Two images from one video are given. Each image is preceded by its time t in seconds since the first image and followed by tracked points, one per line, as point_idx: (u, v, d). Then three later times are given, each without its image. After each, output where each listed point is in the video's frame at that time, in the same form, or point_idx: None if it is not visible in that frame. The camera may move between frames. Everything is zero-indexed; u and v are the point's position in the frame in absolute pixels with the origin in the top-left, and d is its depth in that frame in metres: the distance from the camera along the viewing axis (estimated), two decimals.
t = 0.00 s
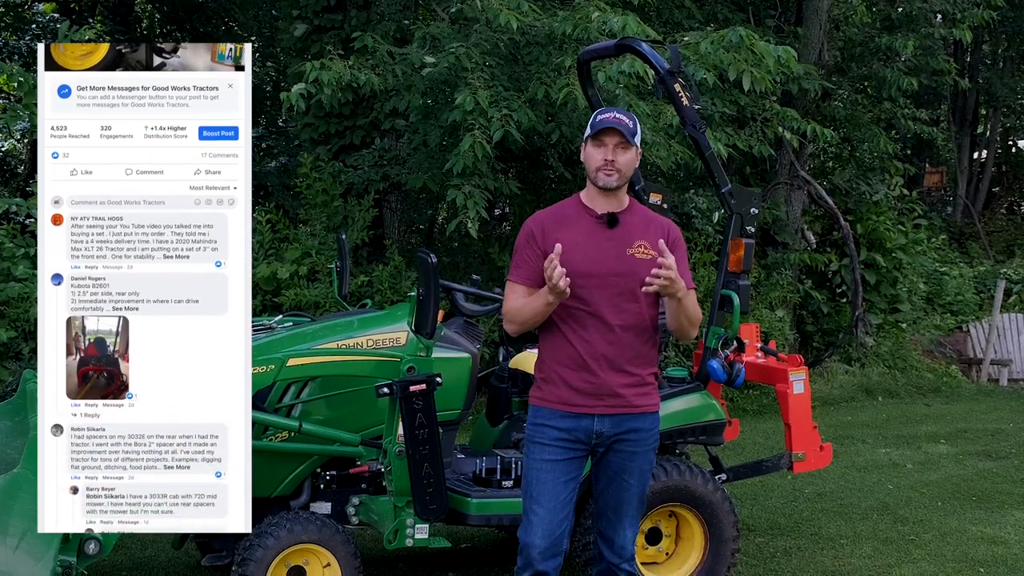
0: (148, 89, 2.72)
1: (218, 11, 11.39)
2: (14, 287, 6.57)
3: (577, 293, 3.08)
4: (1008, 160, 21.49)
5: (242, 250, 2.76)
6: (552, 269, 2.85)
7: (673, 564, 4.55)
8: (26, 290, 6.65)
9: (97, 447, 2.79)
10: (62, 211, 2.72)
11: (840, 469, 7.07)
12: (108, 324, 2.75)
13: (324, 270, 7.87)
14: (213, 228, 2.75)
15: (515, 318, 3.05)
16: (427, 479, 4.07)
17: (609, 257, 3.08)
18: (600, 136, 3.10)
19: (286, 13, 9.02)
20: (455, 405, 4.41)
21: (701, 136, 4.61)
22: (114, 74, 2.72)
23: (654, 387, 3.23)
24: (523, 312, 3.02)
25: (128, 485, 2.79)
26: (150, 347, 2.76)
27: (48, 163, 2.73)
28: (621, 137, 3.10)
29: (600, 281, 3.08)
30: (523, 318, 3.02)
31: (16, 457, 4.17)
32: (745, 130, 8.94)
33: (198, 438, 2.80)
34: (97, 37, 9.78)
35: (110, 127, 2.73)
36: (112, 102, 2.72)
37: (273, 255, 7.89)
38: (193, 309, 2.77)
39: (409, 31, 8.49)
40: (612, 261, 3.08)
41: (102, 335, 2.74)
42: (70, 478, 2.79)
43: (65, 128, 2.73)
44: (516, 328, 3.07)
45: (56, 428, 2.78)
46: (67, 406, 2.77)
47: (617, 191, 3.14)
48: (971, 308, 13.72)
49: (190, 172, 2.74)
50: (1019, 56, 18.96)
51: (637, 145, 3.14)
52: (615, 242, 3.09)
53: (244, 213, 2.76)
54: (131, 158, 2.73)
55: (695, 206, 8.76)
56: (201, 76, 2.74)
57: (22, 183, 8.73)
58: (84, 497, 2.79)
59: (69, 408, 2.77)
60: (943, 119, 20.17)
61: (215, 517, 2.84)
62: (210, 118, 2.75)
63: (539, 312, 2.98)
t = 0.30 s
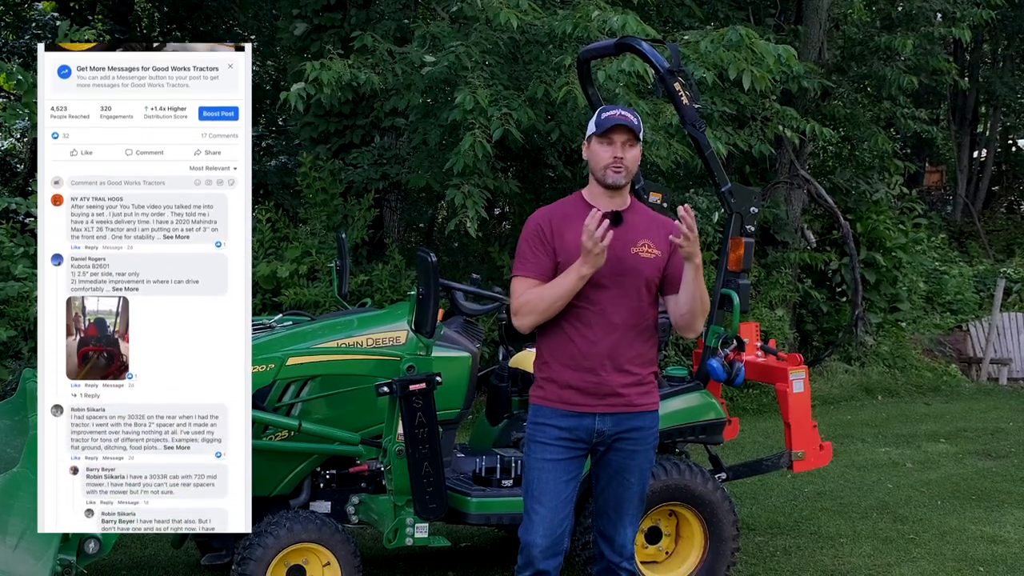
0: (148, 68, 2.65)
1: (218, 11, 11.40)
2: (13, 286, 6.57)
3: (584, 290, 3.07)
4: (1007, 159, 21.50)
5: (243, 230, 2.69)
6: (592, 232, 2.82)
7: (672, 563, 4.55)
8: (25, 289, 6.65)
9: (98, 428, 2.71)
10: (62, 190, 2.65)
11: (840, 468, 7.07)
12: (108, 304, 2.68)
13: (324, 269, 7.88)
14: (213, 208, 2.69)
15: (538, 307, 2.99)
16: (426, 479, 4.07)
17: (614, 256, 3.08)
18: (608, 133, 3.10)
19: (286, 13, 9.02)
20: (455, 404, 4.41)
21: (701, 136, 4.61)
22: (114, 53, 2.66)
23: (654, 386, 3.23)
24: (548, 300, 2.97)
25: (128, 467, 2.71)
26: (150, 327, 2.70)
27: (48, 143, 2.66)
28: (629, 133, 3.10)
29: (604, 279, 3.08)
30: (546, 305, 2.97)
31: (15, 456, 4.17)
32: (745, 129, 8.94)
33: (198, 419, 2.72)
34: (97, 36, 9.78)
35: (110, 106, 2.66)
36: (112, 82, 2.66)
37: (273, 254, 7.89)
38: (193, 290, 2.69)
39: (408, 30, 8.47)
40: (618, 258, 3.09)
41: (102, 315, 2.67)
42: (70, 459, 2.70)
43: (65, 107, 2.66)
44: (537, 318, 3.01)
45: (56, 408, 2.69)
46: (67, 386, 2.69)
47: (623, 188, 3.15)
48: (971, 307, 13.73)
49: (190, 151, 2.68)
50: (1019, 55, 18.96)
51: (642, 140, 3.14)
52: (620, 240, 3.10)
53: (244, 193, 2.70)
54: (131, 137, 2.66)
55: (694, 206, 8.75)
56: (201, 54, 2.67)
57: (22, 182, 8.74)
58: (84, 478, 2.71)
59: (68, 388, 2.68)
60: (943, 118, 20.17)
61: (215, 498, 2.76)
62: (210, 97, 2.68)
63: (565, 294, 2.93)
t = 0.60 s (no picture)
0: (148, 50, 2.70)
1: (219, 11, 11.40)
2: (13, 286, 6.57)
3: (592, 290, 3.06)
4: (1008, 160, 21.51)
5: (242, 210, 2.73)
6: (609, 225, 2.82)
7: (672, 563, 4.55)
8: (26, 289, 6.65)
9: (98, 407, 2.74)
10: (62, 171, 2.69)
11: (840, 469, 7.07)
12: (108, 284, 2.72)
13: (324, 269, 7.88)
14: (212, 188, 2.72)
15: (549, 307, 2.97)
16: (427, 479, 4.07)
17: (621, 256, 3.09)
18: (618, 135, 3.10)
19: (286, 13, 9.02)
20: (455, 405, 4.41)
21: (702, 136, 4.61)
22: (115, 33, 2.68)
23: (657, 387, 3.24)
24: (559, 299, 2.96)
25: (128, 444, 2.75)
26: (149, 306, 2.74)
27: (48, 124, 2.70)
28: (640, 136, 3.11)
29: (610, 278, 3.08)
30: (556, 304, 2.96)
31: (15, 455, 4.17)
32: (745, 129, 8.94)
33: (197, 397, 2.76)
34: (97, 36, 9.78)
35: (110, 88, 2.71)
36: (112, 62, 2.70)
37: (273, 254, 7.89)
38: (192, 269, 2.74)
39: (409, 29, 8.47)
40: (623, 257, 3.09)
41: (102, 295, 2.71)
42: (70, 438, 2.74)
43: (65, 89, 2.70)
44: (546, 317, 2.99)
45: (55, 388, 2.73)
46: (67, 364, 2.72)
47: (629, 189, 3.16)
48: (971, 308, 13.73)
49: (189, 133, 2.71)
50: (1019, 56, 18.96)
51: (650, 141, 3.16)
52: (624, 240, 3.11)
53: (244, 174, 2.73)
54: (131, 119, 2.70)
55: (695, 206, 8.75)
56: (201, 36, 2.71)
57: (22, 182, 8.74)
58: (84, 457, 2.74)
59: (69, 366, 2.72)
60: (943, 120, 20.17)
61: (213, 476, 2.79)
62: (210, 78, 2.72)
63: (576, 292, 2.93)
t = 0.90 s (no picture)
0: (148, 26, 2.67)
1: (219, 11, 11.40)
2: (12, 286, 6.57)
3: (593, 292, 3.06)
4: (1007, 161, 21.55)
5: (243, 188, 2.70)
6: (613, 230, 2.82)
7: (671, 564, 4.55)
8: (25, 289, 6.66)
9: (98, 386, 2.70)
10: (62, 149, 2.66)
11: (839, 471, 7.07)
12: (108, 263, 2.69)
13: (323, 269, 7.88)
14: (213, 166, 2.69)
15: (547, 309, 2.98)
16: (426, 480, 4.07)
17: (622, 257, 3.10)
18: (616, 136, 3.10)
19: (287, 13, 9.03)
20: (455, 405, 4.41)
21: (702, 137, 4.60)
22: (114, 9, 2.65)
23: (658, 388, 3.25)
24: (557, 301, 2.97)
25: (128, 424, 2.71)
26: (149, 283, 2.70)
27: (47, 101, 2.66)
28: (636, 136, 3.11)
29: (611, 279, 3.08)
30: (556, 305, 2.95)
31: (15, 456, 4.17)
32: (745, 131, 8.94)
33: (198, 376, 2.72)
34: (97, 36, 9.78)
35: (110, 66, 2.67)
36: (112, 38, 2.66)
37: (273, 255, 7.90)
38: (193, 248, 2.70)
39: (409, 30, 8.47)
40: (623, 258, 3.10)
41: (102, 274, 2.68)
42: (70, 417, 2.69)
43: (64, 66, 2.66)
44: (545, 319, 2.99)
45: (55, 366, 2.68)
46: (67, 344, 2.68)
47: (627, 191, 3.16)
48: (971, 310, 13.75)
49: (190, 111, 2.68)
50: (1018, 58, 19.00)
51: (649, 143, 3.16)
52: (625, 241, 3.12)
53: (244, 152, 2.70)
54: (131, 97, 2.67)
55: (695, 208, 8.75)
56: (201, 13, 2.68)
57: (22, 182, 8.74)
58: (84, 436, 2.70)
59: (68, 346, 2.68)
60: (943, 121, 20.19)
61: (214, 456, 2.75)
62: (210, 55, 2.69)
63: (577, 295, 2.92)
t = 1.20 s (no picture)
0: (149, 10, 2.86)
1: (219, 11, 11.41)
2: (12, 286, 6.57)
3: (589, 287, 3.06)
4: (1006, 162, 21.55)
5: (242, 165, 2.89)
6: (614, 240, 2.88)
7: (671, 565, 4.55)
8: (25, 289, 6.66)
9: (98, 363, 2.89)
10: (62, 128, 2.84)
11: (839, 471, 7.08)
12: (108, 241, 2.88)
13: (323, 270, 7.88)
14: (213, 144, 2.88)
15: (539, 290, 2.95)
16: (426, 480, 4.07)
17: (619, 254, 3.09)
18: (612, 138, 3.10)
19: (286, 14, 9.02)
20: (454, 406, 4.41)
21: (702, 138, 4.59)
22: None
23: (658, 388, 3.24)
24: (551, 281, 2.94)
25: (128, 402, 2.90)
26: (148, 263, 2.89)
27: (49, 82, 2.85)
28: (633, 139, 3.11)
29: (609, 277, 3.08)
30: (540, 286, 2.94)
31: (14, 456, 4.17)
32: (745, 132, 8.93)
33: (198, 354, 2.91)
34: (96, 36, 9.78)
35: (110, 46, 2.87)
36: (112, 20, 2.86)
37: (273, 255, 7.91)
38: (193, 226, 2.89)
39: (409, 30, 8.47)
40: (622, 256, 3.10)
41: (102, 252, 2.87)
42: (71, 395, 2.89)
43: (65, 46, 2.86)
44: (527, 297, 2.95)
45: (56, 344, 2.87)
46: (68, 322, 2.87)
47: (624, 192, 3.16)
48: (970, 311, 13.75)
49: (190, 90, 2.86)
50: (1019, 59, 19.00)
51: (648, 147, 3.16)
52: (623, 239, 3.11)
53: (243, 130, 2.89)
54: (131, 77, 2.85)
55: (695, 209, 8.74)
56: None
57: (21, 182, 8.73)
58: (84, 414, 2.89)
59: (69, 323, 2.87)
60: (943, 122, 20.19)
61: (214, 434, 2.93)
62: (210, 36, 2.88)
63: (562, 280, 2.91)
